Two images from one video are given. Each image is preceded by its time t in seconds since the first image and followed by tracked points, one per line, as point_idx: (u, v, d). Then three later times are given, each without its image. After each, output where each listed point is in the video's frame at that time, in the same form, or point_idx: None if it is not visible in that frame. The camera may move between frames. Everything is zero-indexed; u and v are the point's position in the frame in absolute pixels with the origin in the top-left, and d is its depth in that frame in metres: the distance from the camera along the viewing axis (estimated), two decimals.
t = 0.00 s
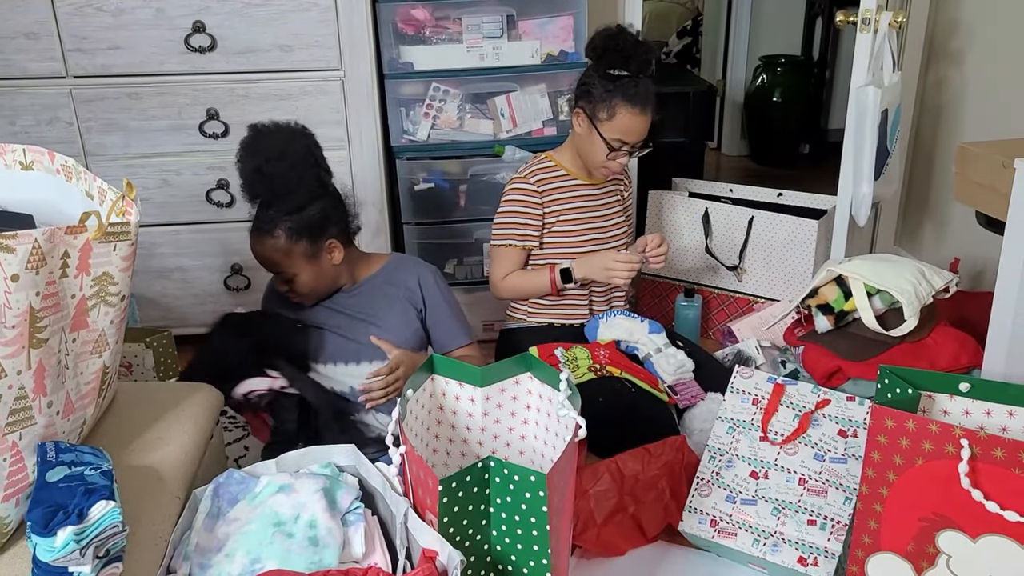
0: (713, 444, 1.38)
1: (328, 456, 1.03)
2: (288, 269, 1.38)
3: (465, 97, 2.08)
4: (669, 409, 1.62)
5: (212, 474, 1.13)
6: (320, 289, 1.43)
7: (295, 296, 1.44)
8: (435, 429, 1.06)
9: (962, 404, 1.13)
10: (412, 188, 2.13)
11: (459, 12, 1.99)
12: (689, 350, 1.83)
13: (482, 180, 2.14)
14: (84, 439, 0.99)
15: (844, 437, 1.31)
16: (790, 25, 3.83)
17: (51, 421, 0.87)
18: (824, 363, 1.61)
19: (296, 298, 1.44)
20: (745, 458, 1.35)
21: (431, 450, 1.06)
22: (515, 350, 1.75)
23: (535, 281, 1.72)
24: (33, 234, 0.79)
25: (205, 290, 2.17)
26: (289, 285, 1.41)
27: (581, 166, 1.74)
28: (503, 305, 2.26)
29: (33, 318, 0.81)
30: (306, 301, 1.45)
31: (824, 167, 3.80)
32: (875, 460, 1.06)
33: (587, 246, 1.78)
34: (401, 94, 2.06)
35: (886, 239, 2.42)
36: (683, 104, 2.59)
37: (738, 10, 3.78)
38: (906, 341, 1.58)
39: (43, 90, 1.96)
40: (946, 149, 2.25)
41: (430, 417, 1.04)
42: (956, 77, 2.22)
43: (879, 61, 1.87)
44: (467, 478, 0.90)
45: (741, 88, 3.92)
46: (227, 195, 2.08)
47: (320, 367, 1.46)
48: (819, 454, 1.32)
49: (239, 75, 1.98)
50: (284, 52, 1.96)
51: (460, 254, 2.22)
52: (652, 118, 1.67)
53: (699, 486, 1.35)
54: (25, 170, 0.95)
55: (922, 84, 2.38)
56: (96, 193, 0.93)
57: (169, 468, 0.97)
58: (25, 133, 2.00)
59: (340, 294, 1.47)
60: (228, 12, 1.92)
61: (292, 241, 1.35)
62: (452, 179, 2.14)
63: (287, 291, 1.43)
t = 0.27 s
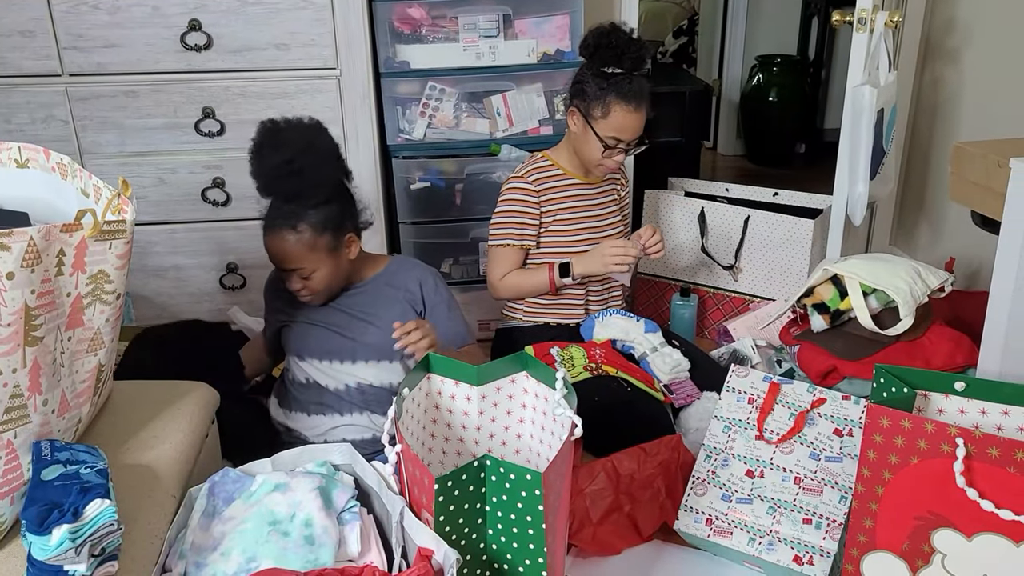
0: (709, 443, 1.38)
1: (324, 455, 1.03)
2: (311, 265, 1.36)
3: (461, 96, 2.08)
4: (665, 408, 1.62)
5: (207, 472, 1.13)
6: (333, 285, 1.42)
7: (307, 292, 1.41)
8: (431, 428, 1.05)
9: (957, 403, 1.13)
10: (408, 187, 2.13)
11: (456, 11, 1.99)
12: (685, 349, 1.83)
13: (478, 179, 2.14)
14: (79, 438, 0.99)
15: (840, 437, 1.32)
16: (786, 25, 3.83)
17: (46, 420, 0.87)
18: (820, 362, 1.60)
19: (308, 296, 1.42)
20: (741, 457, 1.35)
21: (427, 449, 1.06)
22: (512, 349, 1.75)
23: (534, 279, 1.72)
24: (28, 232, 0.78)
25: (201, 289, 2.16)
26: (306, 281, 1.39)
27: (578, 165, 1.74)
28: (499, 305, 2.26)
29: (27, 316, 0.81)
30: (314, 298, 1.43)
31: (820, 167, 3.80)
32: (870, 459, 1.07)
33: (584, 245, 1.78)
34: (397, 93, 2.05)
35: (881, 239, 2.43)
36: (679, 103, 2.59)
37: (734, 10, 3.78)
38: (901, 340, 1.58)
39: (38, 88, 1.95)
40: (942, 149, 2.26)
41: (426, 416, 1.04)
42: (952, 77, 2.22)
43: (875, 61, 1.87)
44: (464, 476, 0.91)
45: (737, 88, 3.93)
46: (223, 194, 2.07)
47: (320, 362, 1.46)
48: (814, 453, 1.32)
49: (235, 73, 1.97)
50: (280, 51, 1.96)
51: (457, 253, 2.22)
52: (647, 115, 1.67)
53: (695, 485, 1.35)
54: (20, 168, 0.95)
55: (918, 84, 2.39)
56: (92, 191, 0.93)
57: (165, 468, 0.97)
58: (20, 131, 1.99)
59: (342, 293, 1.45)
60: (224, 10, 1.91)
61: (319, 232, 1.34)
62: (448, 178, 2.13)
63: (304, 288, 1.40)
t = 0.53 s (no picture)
0: (707, 444, 1.38)
1: (322, 456, 1.03)
2: (366, 247, 1.27)
3: (459, 96, 2.08)
4: (663, 409, 1.62)
5: (205, 474, 1.13)
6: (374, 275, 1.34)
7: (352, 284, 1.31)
8: (428, 426, 1.05)
9: (954, 404, 1.14)
10: (406, 188, 2.13)
11: (454, 11, 1.99)
12: (682, 349, 1.83)
13: (476, 180, 2.14)
14: (76, 439, 0.98)
15: (837, 438, 1.32)
16: (784, 26, 3.84)
17: (42, 421, 0.87)
18: (818, 364, 1.61)
19: (350, 288, 1.32)
20: (739, 458, 1.35)
21: (424, 448, 1.06)
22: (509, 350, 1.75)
23: (534, 279, 1.72)
24: (25, 233, 0.78)
25: (198, 290, 2.16)
26: (356, 270, 1.29)
27: (577, 166, 1.74)
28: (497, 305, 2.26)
29: (24, 317, 0.81)
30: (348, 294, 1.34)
31: (818, 168, 3.80)
32: (867, 461, 1.07)
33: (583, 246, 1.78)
34: (395, 93, 2.05)
35: (879, 240, 2.43)
36: (677, 104, 2.59)
37: (732, 10, 3.78)
38: (899, 341, 1.58)
39: (35, 88, 1.95)
40: (939, 150, 2.26)
41: (423, 414, 1.04)
42: (950, 78, 2.22)
43: (872, 63, 1.87)
44: (464, 476, 0.93)
45: (735, 88, 3.93)
46: (221, 194, 2.07)
47: (324, 363, 1.42)
48: (812, 453, 1.32)
49: (233, 74, 1.97)
50: (278, 51, 1.96)
51: (455, 253, 2.21)
52: (643, 115, 1.67)
53: (692, 485, 1.35)
54: (17, 168, 0.95)
55: (915, 85, 2.39)
56: (90, 192, 0.94)
57: (163, 469, 0.97)
58: (17, 131, 1.99)
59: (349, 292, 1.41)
60: (222, 11, 1.91)
61: (370, 212, 1.27)
62: (446, 178, 2.13)
63: (352, 279, 1.29)
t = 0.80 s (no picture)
0: (706, 446, 1.38)
1: (322, 458, 1.03)
2: (402, 244, 1.26)
3: (459, 98, 2.08)
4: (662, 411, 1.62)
5: (205, 476, 1.13)
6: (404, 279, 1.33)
7: (383, 286, 1.29)
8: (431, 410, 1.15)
9: (953, 407, 1.13)
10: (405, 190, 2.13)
11: (454, 13, 1.99)
12: (682, 351, 1.83)
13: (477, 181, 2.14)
14: (76, 441, 0.98)
15: (836, 439, 1.31)
16: (783, 28, 3.84)
17: (43, 423, 0.87)
18: (817, 365, 1.60)
19: (380, 291, 1.30)
20: (738, 461, 1.35)
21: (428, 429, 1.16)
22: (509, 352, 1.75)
23: (535, 279, 1.72)
24: (25, 236, 0.79)
25: (198, 292, 2.16)
26: (388, 270, 1.27)
27: (577, 166, 1.74)
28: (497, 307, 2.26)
29: (24, 319, 0.81)
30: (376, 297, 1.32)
31: (818, 169, 3.80)
32: (866, 463, 1.07)
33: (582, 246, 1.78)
34: (395, 95, 2.05)
35: (878, 242, 2.43)
36: (676, 106, 2.60)
37: (732, 11, 3.78)
38: (898, 342, 1.59)
39: (35, 90, 1.95)
40: (938, 152, 2.27)
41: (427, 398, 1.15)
42: (949, 80, 2.23)
43: (871, 65, 1.87)
44: (504, 448, 0.95)
45: (734, 90, 3.94)
46: (221, 196, 2.07)
47: (337, 372, 1.40)
48: (811, 455, 1.32)
49: (233, 76, 1.97)
50: (278, 53, 1.96)
51: (454, 255, 2.22)
52: (642, 116, 1.67)
53: (692, 488, 1.36)
54: (17, 171, 0.95)
55: (914, 87, 2.40)
56: (90, 195, 0.94)
57: (163, 471, 0.97)
58: (17, 133, 1.99)
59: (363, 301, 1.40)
60: (221, 13, 1.92)
61: (404, 212, 1.27)
62: (446, 180, 2.13)
63: (384, 279, 1.27)
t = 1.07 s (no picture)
0: (706, 447, 1.38)
1: (321, 459, 1.03)
2: (434, 246, 1.22)
3: (459, 100, 2.09)
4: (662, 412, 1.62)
5: (205, 476, 1.13)
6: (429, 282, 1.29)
7: (413, 290, 1.25)
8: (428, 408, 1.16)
9: (953, 407, 1.14)
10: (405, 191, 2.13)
11: (453, 15, 2.00)
12: (681, 352, 1.83)
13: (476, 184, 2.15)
14: (76, 442, 0.98)
15: (836, 441, 1.31)
16: (783, 29, 3.84)
17: (43, 424, 0.87)
18: (817, 366, 1.60)
19: (409, 295, 1.26)
20: (738, 462, 1.35)
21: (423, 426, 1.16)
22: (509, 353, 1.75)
23: (535, 279, 1.72)
24: (26, 237, 0.79)
25: (198, 293, 2.16)
26: (420, 274, 1.23)
27: (577, 167, 1.74)
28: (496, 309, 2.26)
29: (25, 320, 0.81)
30: (403, 300, 1.27)
31: (817, 171, 3.80)
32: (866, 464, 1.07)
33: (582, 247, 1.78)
34: (395, 97, 2.06)
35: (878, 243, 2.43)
36: (676, 108, 2.60)
37: (732, 13, 3.78)
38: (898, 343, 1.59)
39: (35, 92, 1.95)
40: (938, 154, 2.27)
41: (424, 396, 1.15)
42: (949, 82, 2.23)
43: (871, 67, 1.88)
44: (545, 433, 0.94)
45: (734, 92, 3.94)
46: (221, 198, 2.07)
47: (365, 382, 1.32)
48: (811, 456, 1.32)
49: (233, 78, 1.98)
50: (278, 55, 1.96)
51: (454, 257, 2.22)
52: (642, 117, 1.67)
53: (691, 489, 1.36)
54: (18, 173, 0.95)
55: (914, 89, 2.40)
56: (90, 196, 0.94)
57: (163, 471, 0.97)
58: (18, 135, 1.99)
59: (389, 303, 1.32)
60: (221, 15, 1.92)
61: (436, 215, 1.23)
62: (446, 181, 2.13)
63: (416, 283, 1.23)
